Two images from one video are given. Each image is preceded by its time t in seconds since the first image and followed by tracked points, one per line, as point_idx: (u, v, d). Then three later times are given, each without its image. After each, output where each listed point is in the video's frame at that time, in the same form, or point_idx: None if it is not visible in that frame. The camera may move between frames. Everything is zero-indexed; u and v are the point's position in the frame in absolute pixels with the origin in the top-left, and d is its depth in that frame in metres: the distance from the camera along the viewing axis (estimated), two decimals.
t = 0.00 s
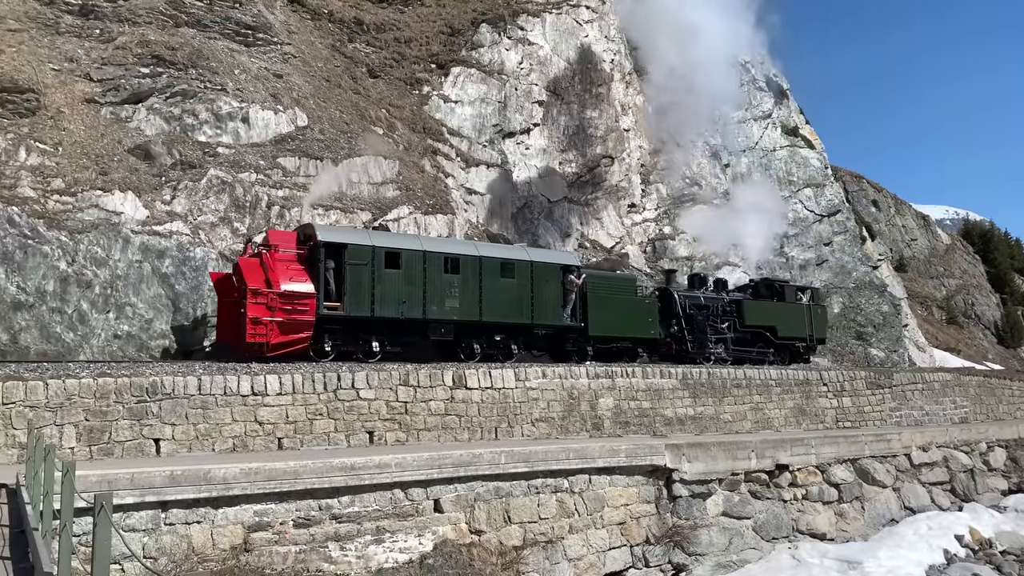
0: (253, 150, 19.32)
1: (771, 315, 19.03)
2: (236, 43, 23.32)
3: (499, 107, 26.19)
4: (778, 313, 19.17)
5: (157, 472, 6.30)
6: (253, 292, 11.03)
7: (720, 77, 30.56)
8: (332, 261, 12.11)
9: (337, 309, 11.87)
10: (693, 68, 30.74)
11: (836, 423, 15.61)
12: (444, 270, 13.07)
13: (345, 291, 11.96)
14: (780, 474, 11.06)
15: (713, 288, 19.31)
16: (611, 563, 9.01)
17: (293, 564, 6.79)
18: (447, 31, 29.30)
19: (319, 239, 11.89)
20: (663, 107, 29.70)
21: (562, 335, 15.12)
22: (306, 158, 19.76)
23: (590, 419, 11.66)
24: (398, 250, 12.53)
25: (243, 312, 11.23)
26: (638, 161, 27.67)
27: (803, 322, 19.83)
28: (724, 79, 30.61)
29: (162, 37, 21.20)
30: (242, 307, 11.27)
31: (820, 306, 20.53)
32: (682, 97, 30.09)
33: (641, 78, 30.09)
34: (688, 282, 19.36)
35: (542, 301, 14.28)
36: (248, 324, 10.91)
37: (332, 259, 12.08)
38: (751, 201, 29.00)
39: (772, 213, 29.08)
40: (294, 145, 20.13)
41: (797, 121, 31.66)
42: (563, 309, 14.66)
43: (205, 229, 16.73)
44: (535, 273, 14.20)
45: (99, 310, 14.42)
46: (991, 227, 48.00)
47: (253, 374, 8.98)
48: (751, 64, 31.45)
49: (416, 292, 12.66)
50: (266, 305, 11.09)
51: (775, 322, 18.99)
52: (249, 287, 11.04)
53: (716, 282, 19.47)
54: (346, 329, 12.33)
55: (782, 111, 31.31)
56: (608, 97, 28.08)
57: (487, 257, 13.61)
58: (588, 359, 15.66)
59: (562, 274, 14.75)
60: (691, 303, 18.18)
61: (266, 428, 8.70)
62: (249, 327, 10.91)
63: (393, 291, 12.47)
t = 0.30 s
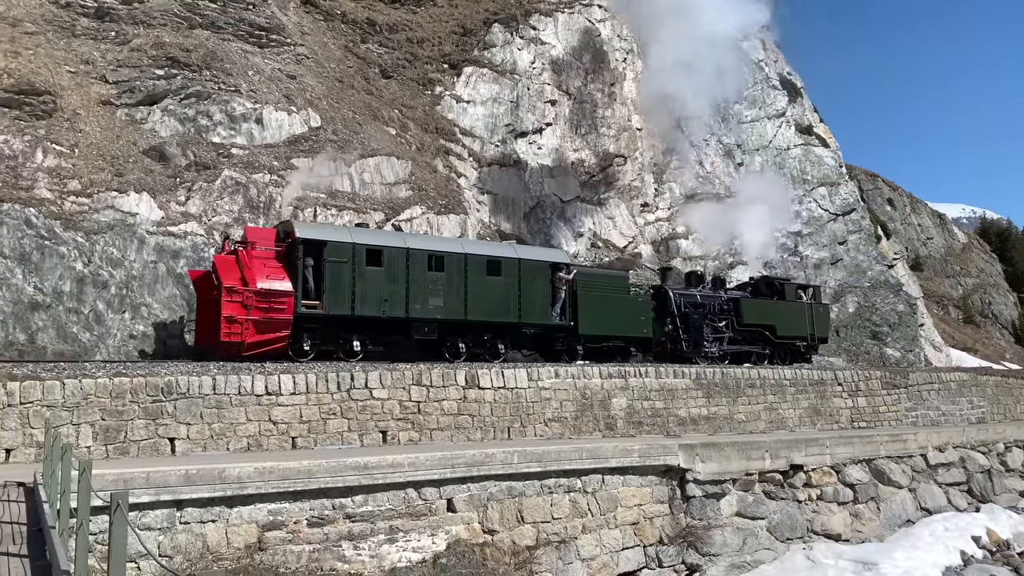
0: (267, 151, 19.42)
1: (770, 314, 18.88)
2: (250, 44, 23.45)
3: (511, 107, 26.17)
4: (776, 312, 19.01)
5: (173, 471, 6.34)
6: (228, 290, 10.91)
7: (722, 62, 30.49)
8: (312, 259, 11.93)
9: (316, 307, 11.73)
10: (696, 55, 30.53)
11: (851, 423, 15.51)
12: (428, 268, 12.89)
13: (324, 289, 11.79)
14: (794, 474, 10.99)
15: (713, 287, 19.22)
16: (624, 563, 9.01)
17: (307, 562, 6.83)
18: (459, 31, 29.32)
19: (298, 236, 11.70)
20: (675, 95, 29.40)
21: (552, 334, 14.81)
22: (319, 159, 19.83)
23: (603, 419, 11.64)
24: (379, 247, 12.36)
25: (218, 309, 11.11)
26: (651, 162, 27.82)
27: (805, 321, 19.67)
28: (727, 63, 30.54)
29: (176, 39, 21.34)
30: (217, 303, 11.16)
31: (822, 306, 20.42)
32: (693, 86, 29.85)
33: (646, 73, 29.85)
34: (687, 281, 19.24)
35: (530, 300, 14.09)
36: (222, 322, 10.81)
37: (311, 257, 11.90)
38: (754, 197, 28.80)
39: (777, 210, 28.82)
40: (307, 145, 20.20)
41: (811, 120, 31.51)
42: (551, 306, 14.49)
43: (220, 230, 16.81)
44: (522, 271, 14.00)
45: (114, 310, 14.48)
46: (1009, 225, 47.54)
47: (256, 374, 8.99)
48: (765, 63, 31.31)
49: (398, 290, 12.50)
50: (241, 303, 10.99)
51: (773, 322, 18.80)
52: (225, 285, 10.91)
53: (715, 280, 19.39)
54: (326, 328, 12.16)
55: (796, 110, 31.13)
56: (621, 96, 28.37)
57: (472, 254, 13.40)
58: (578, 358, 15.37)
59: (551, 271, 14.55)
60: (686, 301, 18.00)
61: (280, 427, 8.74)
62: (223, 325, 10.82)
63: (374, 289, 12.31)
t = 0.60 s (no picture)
0: (280, 151, 19.51)
1: (767, 313, 18.59)
2: (262, 45, 23.55)
3: (522, 106, 26.13)
4: (772, 310, 18.70)
5: (186, 470, 6.37)
6: (202, 288, 10.73)
7: (729, 56, 30.28)
8: (288, 256, 11.75)
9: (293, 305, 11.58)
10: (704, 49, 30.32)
11: (865, 423, 15.42)
12: (409, 265, 12.76)
13: (301, 287, 11.64)
14: (808, 474, 10.93)
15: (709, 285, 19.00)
16: (636, 563, 9.00)
17: (320, 561, 6.86)
18: (470, 31, 29.33)
19: (274, 233, 11.53)
20: (683, 92, 29.26)
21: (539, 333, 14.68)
22: (332, 159, 19.89)
23: (615, 419, 11.61)
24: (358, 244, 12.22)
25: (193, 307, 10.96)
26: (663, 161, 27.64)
27: (805, 320, 19.27)
28: (732, 56, 30.36)
29: (190, 41, 21.46)
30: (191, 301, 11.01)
31: (822, 304, 19.97)
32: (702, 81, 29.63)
33: (653, 68, 29.49)
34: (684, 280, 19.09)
35: (516, 297, 13.97)
36: (195, 321, 10.65)
37: (288, 254, 11.72)
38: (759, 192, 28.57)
39: (785, 204, 28.69)
40: (320, 145, 20.25)
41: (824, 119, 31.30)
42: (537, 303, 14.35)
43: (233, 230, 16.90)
44: (508, 268, 13.88)
45: (129, 310, 14.57)
46: None
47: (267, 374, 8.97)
48: (777, 61, 31.15)
49: (378, 288, 12.38)
50: (214, 301, 10.82)
51: (771, 320, 18.55)
52: (197, 283, 10.72)
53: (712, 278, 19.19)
54: (304, 327, 12.03)
55: (809, 108, 30.92)
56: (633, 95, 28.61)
57: (455, 251, 13.26)
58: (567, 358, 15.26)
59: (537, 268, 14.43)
60: (680, 300, 17.84)
61: (293, 426, 8.77)
62: (196, 324, 10.66)
63: (353, 287, 12.17)
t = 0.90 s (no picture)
0: (294, 152, 19.60)
1: (765, 311, 17.98)
2: (276, 47, 23.67)
3: (535, 106, 26.09)
4: (770, 308, 18.05)
5: (202, 469, 6.41)
6: (175, 286, 10.60)
7: (726, 42, 30.38)
8: (265, 254, 11.49)
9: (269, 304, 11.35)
10: (699, 37, 30.40)
11: (881, 423, 15.31)
12: (392, 263, 12.44)
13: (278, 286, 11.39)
14: (824, 474, 10.84)
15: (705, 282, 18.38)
16: (650, 563, 8.98)
17: (335, 560, 6.89)
18: (483, 31, 29.35)
19: (249, 230, 11.25)
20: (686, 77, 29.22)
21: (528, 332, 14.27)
22: (345, 160, 19.97)
23: (629, 419, 11.58)
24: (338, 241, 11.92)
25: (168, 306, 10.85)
26: (677, 159, 27.56)
27: (805, 318, 18.63)
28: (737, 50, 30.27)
29: (204, 43, 21.60)
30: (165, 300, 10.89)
31: (822, 302, 19.37)
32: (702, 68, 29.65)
33: (661, 62, 29.29)
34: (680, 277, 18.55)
35: (503, 295, 13.53)
36: (168, 320, 10.54)
37: (264, 252, 11.47)
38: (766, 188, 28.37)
39: (791, 198, 28.49)
40: (334, 146, 20.35)
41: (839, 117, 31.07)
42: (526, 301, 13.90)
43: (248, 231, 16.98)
44: (494, 266, 13.43)
45: (145, 310, 14.68)
46: None
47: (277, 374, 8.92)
48: (792, 59, 30.94)
49: (358, 286, 12.09)
50: (188, 300, 10.68)
51: (769, 319, 17.94)
52: (170, 281, 10.60)
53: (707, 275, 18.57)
54: (281, 325, 11.81)
55: (824, 106, 30.70)
56: (646, 94, 28.41)
57: (440, 248, 12.91)
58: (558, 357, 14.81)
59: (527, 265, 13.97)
60: (674, 298, 17.32)
61: (308, 426, 8.81)
62: (169, 323, 10.54)
63: (333, 286, 11.89)
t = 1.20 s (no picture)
0: (313, 153, 19.71)
1: (768, 309, 17.29)
2: (295, 48, 23.82)
3: (553, 105, 26.05)
4: (774, 305, 17.39)
5: (223, 467, 6.46)
6: (152, 284, 10.34)
7: (729, 22, 30.56)
8: (246, 253, 11.39)
9: (250, 302, 11.22)
10: (704, 18, 30.44)
11: (904, 423, 15.15)
12: (377, 260, 12.26)
13: (259, 284, 11.26)
14: (845, 475, 10.74)
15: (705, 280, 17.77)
16: (670, 563, 8.95)
17: (354, 558, 6.95)
18: (501, 31, 29.37)
19: (229, 228, 11.16)
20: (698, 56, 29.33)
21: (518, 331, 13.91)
22: (364, 160, 20.07)
23: (648, 419, 11.53)
24: (321, 239, 11.78)
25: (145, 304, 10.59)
26: (696, 157, 27.45)
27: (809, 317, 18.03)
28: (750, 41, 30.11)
29: (224, 45, 21.78)
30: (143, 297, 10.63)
31: (828, 300, 18.78)
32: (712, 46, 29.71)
33: (671, 52, 29.29)
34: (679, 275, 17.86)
35: (493, 293, 13.23)
36: (145, 317, 10.27)
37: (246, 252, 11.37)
38: (781, 179, 28.08)
39: (809, 193, 28.15)
40: (352, 147, 20.45)
41: (860, 114, 30.73)
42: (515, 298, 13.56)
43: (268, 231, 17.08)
44: (483, 263, 13.15)
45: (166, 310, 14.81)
46: None
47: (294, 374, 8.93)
48: (811, 56, 30.67)
49: (342, 284, 11.91)
50: (167, 297, 10.43)
51: (771, 317, 17.25)
52: (148, 279, 10.34)
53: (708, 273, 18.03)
54: (263, 324, 11.65)
55: (844, 103, 30.35)
56: (665, 91, 28.05)
57: (427, 245, 12.71)
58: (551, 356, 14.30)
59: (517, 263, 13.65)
60: (672, 295, 16.64)
61: (327, 424, 8.86)
62: (146, 320, 10.28)
63: (316, 283, 11.73)
